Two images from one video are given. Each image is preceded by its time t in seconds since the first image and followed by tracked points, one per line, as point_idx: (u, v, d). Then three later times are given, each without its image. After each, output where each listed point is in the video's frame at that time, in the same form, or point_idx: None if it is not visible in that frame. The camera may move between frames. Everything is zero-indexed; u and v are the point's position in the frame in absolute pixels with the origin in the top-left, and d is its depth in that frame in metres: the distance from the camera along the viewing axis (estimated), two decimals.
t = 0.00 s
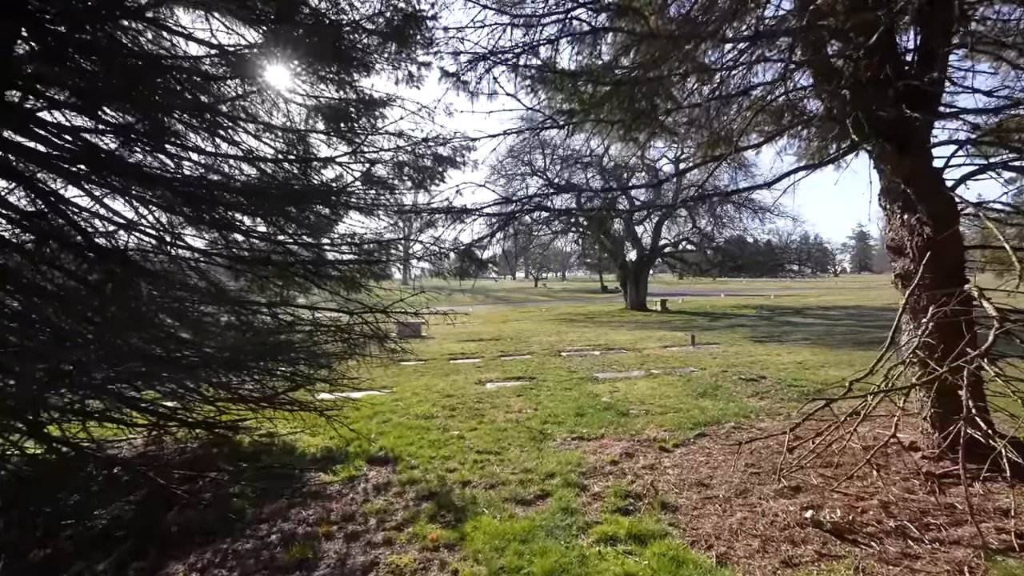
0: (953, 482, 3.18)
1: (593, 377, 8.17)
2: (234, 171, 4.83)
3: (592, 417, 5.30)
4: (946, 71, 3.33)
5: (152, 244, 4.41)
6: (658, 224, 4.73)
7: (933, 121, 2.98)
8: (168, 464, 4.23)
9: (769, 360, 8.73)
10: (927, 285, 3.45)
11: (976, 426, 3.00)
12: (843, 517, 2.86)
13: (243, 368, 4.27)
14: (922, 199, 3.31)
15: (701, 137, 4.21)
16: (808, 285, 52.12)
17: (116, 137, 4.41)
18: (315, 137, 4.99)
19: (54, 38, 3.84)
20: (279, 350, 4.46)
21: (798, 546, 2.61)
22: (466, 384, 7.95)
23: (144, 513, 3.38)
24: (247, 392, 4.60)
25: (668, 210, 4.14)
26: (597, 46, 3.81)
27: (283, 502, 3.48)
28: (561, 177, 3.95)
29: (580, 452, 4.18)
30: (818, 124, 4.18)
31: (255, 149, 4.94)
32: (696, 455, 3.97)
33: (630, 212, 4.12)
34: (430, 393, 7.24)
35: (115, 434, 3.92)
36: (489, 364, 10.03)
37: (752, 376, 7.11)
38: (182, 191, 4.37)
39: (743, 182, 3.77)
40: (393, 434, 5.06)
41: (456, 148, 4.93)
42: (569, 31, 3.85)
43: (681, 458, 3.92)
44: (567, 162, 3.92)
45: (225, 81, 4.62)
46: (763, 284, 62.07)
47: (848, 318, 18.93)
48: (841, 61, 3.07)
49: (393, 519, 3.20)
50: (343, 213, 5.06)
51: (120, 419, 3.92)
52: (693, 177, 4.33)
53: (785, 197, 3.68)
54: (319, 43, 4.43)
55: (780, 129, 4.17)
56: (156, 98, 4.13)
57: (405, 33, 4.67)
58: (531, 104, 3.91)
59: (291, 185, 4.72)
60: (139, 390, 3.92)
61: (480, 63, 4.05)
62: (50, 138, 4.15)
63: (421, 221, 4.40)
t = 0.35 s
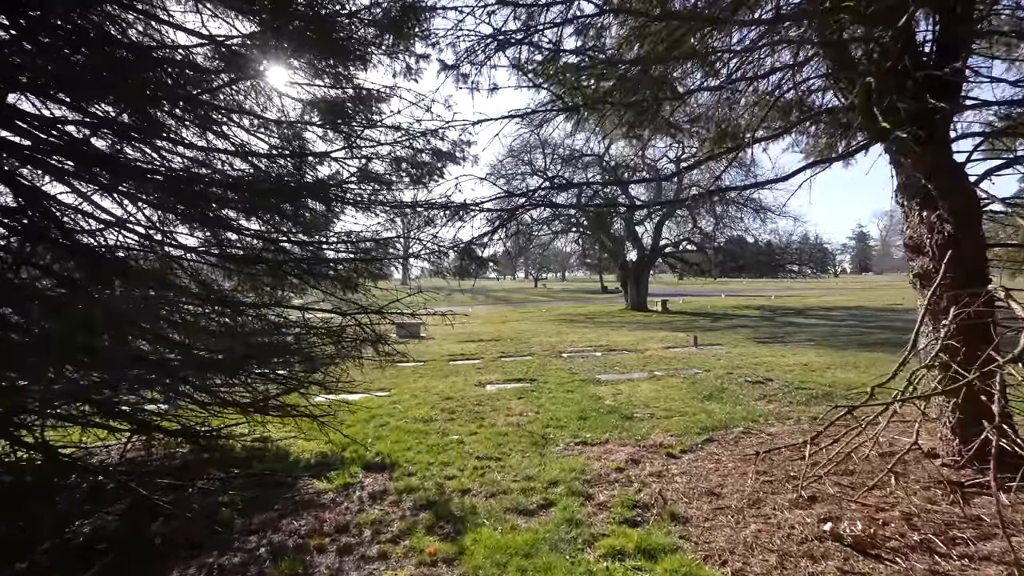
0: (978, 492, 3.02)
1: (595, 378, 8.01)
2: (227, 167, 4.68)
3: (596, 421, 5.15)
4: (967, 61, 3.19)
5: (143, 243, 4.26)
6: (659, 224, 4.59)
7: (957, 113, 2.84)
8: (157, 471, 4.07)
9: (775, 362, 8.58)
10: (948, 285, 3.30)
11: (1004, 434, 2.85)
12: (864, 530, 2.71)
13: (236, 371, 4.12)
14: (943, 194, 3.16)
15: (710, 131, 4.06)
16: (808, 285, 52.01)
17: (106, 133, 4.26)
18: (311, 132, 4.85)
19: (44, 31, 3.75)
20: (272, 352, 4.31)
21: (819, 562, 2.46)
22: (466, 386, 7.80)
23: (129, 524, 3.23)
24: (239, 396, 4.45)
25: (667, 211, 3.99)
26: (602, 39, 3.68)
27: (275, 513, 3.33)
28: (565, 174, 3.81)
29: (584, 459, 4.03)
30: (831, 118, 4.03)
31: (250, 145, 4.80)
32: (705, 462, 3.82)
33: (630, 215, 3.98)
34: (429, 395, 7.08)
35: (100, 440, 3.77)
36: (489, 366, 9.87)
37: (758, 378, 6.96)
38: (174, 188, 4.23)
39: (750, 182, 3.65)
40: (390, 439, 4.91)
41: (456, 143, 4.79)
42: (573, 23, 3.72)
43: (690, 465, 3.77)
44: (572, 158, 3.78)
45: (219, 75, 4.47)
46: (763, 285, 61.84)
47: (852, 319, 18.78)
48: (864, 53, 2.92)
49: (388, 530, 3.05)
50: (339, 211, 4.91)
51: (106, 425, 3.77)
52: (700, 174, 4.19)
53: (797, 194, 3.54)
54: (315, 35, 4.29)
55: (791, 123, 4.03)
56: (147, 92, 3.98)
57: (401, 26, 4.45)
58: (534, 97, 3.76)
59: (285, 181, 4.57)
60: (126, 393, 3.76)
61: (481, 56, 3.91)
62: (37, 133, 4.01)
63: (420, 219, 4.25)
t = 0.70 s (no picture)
0: (1010, 506, 2.86)
1: (598, 381, 7.83)
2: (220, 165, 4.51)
3: (600, 426, 4.99)
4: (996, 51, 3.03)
5: (133, 242, 4.09)
6: (658, 226, 4.46)
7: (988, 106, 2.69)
8: (145, 480, 3.90)
9: (781, 364, 8.42)
10: (976, 287, 3.14)
11: None
12: (893, 548, 2.54)
13: (229, 375, 3.96)
14: (973, 191, 2.99)
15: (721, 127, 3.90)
16: (809, 286, 51.87)
17: (94, 127, 4.09)
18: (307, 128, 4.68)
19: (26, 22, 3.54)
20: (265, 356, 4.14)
21: None
22: (466, 388, 7.64)
23: (112, 539, 3.06)
24: (231, 401, 4.28)
25: (669, 211, 3.87)
26: (610, 30, 3.52)
27: (266, 527, 3.16)
28: (571, 170, 3.65)
29: (590, 468, 3.86)
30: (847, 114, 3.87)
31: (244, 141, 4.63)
32: (716, 471, 3.66)
33: (630, 216, 3.87)
34: (428, 398, 6.92)
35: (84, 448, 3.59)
36: (489, 368, 9.69)
37: (765, 381, 6.80)
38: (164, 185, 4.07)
39: (754, 179, 3.50)
40: (388, 446, 4.74)
41: (457, 139, 4.62)
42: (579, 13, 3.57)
43: (700, 475, 3.61)
44: (578, 154, 3.62)
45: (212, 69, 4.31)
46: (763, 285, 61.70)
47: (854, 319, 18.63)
48: (889, 42, 2.76)
49: (385, 547, 2.87)
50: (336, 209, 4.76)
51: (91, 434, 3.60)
52: (710, 171, 4.03)
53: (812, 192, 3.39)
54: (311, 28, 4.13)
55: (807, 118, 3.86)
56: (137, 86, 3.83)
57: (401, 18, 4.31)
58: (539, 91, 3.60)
59: (280, 178, 4.41)
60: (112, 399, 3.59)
61: (483, 48, 3.76)
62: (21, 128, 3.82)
63: (420, 218, 4.10)
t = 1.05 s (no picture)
0: None
1: (600, 383, 7.69)
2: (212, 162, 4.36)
3: (604, 430, 4.84)
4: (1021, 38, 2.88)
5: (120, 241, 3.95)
6: (658, 226, 4.36)
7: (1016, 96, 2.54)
8: (132, 487, 3.75)
9: (787, 366, 8.28)
10: (999, 287, 2.99)
11: None
12: (918, 564, 2.39)
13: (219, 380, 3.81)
14: (996, 187, 2.84)
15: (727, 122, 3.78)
16: (809, 286, 51.71)
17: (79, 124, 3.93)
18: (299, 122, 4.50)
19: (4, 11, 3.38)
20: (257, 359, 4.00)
21: None
22: (466, 390, 7.50)
23: (93, 552, 2.91)
24: (222, 406, 4.13)
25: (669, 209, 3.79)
26: (614, 20, 3.39)
27: (256, 538, 3.02)
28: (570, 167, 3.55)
29: (594, 475, 3.71)
30: (858, 108, 3.74)
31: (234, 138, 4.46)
32: (725, 479, 3.52)
33: (627, 215, 3.88)
34: (427, 401, 6.77)
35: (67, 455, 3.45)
36: (489, 369, 9.54)
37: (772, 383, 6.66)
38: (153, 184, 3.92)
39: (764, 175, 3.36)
40: (385, 451, 4.59)
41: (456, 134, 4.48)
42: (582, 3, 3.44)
43: (708, 483, 3.47)
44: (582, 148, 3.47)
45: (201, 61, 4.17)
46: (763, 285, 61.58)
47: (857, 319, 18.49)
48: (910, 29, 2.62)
49: (379, 561, 2.73)
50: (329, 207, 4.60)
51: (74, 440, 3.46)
52: (716, 167, 3.90)
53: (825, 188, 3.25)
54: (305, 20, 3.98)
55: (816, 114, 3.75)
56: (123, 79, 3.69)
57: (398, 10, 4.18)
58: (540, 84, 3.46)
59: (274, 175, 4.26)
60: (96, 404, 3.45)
61: (483, 39, 3.62)
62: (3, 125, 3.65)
63: (417, 215, 3.95)
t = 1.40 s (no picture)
0: None
1: (601, 385, 7.54)
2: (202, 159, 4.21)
3: (604, 434, 4.70)
4: None
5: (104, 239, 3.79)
6: (659, 224, 4.22)
7: None
8: (112, 496, 3.60)
9: (790, 367, 8.14)
10: None
11: None
12: None
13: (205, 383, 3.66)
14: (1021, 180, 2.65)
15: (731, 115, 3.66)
16: (809, 286, 51.60)
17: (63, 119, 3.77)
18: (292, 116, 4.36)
19: None
20: (247, 361, 3.85)
21: None
22: (463, 392, 7.35)
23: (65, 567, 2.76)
24: (208, 410, 3.98)
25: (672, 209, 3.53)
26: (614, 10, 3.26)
27: (239, 553, 2.86)
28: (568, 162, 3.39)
29: (595, 482, 3.56)
30: (869, 100, 3.60)
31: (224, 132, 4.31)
32: (733, 487, 3.36)
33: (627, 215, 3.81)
34: (424, 403, 6.62)
35: (43, 462, 3.30)
36: (487, 370, 9.39)
37: (775, 385, 6.52)
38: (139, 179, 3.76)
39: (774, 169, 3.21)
40: (379, 456, 4.43)
41: (451, 128, 4.34)
42: None
43: (715, 491, 3.31)
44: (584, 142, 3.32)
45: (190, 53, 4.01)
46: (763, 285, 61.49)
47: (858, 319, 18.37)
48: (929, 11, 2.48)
49: None
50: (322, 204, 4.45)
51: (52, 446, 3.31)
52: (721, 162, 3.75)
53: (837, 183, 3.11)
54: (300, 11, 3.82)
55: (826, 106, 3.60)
56: (107, 71, 3.54)
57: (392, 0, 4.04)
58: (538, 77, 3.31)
59: (266, 171, 4.09)
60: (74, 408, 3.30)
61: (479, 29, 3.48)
62: None
63: (410, 211, 3.80)
